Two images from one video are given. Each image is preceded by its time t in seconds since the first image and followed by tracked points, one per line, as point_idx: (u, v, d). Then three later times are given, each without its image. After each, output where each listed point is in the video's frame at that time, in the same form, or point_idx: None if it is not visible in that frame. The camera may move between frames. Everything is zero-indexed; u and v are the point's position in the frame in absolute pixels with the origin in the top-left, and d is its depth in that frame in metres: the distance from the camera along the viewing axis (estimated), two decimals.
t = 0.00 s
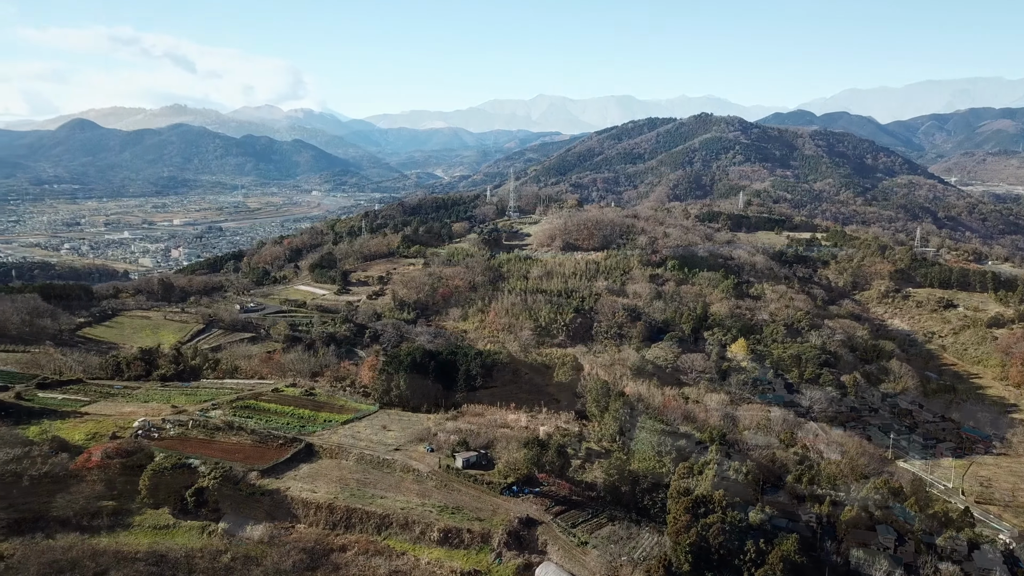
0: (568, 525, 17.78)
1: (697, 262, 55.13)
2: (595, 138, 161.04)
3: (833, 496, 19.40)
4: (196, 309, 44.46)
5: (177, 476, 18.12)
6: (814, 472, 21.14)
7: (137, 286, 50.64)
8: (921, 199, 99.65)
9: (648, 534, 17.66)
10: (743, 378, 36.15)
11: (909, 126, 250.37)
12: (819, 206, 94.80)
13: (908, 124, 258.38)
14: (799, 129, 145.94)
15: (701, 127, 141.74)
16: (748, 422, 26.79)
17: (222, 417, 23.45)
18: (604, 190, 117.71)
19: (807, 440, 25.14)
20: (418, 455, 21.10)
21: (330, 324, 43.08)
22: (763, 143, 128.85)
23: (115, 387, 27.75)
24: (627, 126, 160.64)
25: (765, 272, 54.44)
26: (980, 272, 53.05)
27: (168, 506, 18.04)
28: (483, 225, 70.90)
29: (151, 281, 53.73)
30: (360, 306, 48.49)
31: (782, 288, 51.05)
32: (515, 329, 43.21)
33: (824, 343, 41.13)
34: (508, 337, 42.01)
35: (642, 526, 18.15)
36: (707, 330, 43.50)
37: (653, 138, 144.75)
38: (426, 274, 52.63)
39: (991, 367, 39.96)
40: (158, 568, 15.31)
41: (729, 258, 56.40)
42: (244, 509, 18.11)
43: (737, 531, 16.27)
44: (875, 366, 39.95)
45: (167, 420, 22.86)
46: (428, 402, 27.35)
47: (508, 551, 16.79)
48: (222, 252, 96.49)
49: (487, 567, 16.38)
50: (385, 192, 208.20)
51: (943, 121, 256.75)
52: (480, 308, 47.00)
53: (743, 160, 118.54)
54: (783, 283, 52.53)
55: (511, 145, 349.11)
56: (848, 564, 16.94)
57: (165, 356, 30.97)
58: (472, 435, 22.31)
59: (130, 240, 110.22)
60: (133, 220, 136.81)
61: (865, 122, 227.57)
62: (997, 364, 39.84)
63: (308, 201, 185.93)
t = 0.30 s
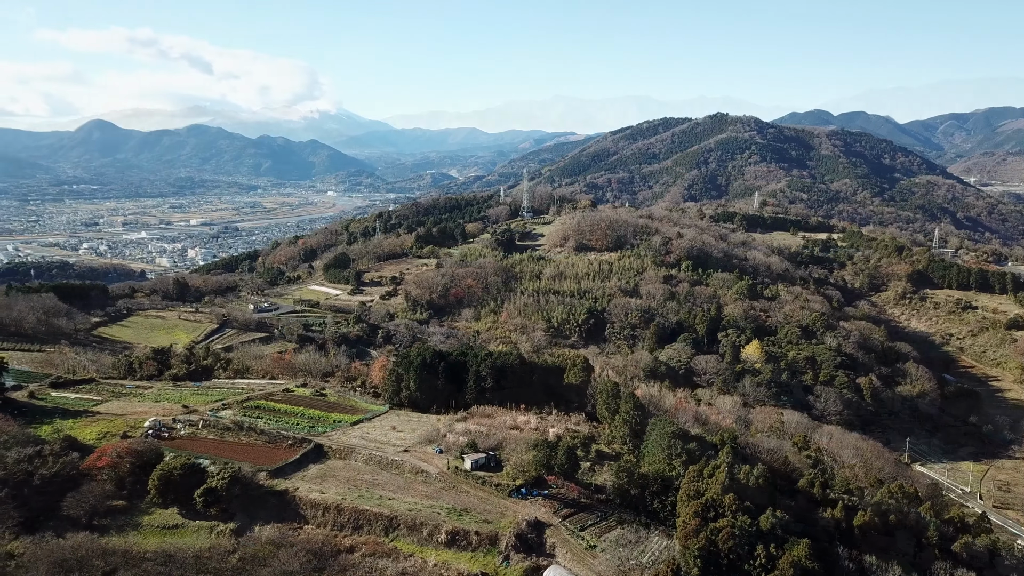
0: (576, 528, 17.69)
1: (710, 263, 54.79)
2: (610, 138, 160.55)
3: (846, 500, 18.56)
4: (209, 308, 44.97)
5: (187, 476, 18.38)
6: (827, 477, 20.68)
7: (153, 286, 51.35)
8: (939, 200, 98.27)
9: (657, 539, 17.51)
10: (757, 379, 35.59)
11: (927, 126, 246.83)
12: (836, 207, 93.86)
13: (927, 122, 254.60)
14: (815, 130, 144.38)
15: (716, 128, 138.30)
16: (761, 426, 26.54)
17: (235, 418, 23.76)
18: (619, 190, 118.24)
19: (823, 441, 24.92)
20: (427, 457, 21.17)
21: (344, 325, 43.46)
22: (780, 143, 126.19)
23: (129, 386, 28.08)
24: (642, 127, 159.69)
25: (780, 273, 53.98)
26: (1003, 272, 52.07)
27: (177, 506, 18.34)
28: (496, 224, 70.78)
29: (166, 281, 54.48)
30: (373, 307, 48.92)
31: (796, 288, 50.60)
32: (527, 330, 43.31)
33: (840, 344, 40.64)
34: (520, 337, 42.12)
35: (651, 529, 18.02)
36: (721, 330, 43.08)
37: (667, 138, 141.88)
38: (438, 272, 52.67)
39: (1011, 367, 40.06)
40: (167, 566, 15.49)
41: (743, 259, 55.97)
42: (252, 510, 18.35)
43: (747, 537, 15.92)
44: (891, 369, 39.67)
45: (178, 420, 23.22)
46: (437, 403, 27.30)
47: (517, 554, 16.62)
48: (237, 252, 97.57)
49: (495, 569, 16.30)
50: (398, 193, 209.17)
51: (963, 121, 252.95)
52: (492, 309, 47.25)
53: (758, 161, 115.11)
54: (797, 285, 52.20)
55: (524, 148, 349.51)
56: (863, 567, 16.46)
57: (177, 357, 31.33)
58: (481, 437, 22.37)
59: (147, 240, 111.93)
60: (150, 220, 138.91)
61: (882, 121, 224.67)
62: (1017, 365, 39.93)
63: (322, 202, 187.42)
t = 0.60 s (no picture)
0: (584, 530, 17.61)
1: (724, 264, 54.38)
2: (625, 138, 159.96)
3: (859, 505, 18.13)
4: (224, 307, 45.36)
5: (196, 475, 18.54)
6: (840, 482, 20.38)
7: (168, 285, 51.87)
8: (958, 200, 96.84)
9: (665, 541, 17.43)
10: (771, 381, 35.20)
11: (947, 125, 243.09)
12: (853, 207, 92.76)
13: (946, 122, 250.83)
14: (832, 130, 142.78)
15: (733, 128, 136.53)
16: (774, 429, 26.27)
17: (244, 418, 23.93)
18: (633, 190, 118.22)
19: (837, 444, 24.64)
20: (435, 458, 21.22)
21: (357, 325, 43.75)
22: (797, 143, 124.65)
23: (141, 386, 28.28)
24: (657, 127, 158.70)
25: (795, 274, 53.46)
26: None
27: (186, 506, 18.49)
28: (509, 224, 70.67)
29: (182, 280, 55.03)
30: (386, 307, 49.13)
31: (811, 289, 50.13)
32: (540, 331, 43.32)
33: (855, 346, 40.16)
34: (533, 337, 42.12)
35: (660, 532, 17.93)
36: (734, 332, 42.75)
37: (682, 138, 140.78)
38: (451, 272, 52.78)
39: None
40: (174, 566, 15.60)
41: (758, 259, 55.46)
42: (260, 510, 18.48)
43: (756, 542, 15.76)
44: (908, 372, 39.24)
45: (188, 420, 23.45)
46: (446, 403, 27.30)
47: (523, 556, 16.53)
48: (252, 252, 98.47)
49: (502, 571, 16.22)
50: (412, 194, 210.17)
51: (983, 121, 249.06)
52: (505, 309, 47.39)
53: (774, 160, 113.68)
54: (812, 286, 51.71)
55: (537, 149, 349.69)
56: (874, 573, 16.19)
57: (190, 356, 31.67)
58: (490, 438, 22.37)
59: (165, 239, 113.47)
60: (168, 220, 140.78)
61: (901, 121, 221.59)
62: None
63: (337, 202, 188.96)
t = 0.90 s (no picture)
0: (591, 534, 17.52)
1: (738, 264, 54.00)
2: (639, 138, 159.41)
3: (870, 509, 17.88)
4: (238, 307, 45.69)
5: (204, 475, 18.67)
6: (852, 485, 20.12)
7: (182, 285, 52.30)
8: (977, 201, 95.44)
9: (675, 546, 17.33)
10: (785, 383, 34.84)
11: (966, 125, 239.75)
12: (869, 208, 91.74)
13: (965, 121, 247.28)
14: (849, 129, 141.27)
15: (748, 128, 135.31)
16: (786, 431, 26.01)
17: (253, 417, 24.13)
18: (648, 190, 118.01)
19: (849, 446, 24.42)
20: (443, 459, 21.26)
21: (369, 325, 43.98)
22: (812, 143, 123.41)
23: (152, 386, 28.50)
24: (672, 127, 157.86)
25: (810, 275, 52.94)
26: None
27: (193, 506, 18.61)
28: (522, 225, 70.59)
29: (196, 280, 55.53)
30: (399, 307, 49.38)
31: (826, 290, 49.60)
32: (552, 331, 43.30)
33: (870, 348, 39.71)
34: (544, 337, 42.10)
35: (668, 536, 17.84)
36: (748, 333, 42.46)
37: (696, 138, 140.01)
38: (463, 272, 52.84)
39: None
40: (182, 566, 15.71)
41: (772, 260, 55.00)
42: (267, 511, 18.57)
43: (765, 547, 15.63)
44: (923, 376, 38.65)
45: (197, 420, 23.64)
46: (454, 404, 27.31)
47: (530, 560, 16.43)
48: (267, 251, 99.25)
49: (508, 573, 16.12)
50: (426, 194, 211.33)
51: (1003, 121, 245.29)
52: (517, 309, 47.44)
53: (790, 160, 112.55)
54: (827, 287, 51.19)
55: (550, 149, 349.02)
56: None
57: (201, 356, 31.96)
58: (498, 440, 22.35)
59: (181, 239, 114.80)
60: (184, 220, 142.35)
61: (919, 121, 218.85)
62: None
63: (351, 202, 190.04)
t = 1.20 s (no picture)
0: (598, 537, 17.43)
1: (751, 264, 53.62)
2: (653, 138, 158.95)
3: (882, 514, 17.59)
4: (250, 307, 46.10)
5: (210, 475, 18.81)
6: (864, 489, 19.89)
7: (196, 285, 52.88)
8: (995, 202, 94.02)
9: (682, 550, 17.23)
10: (798, 385, 34.51)
11: (985, 125, 236.45)
12: (885, 208, 90.74)
13: (984, 120, 243.65)
14: (865, 129, 139.81)
15: (762, 128, 134.20)
16: (798, 434, 25.75)
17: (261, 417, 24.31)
18: (662, 190, 117.66)
19: (862, 448, 24.16)
20: (449, 460, 21.27)
21: (380, 325, 44.15)
22: (827, 143, 122.18)
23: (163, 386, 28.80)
24: (686, 127, 157.03)
25: (824, 276, 52.39)
26: None
27: (200, 506, 18.75)
28: (534, 225, 70.50)
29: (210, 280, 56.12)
30: (410, 307, 49.61)
31: (839, 291, 49.14)
32: (563, 332, 43.23)
33: (884, 350, 39.23)
34: (556, 338, 42.01)
35: (675, 539, 17.73)
36: (760, 335, 42.12)
37: (710, 138, 139.33)
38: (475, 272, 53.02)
39: None
40: (187, 565, 15.80)
41: (786, 261, 54.52)
42: (273, 511, 18.67)
43: (772, 552, 15.47)
44: (939, 378, 38.15)
45: (205, 420, 23.85)
46: (461, 405, 27.32)
47: (537, 563, 16.43)
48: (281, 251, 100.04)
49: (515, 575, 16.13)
50: (445, 194, 212.53)
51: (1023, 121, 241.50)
52: (528, 310, 47.45)
53: (805, 160, 111.51)
54: (841, 288, 50.70)
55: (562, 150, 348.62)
56: None
57: (211, 356, 32.20)
58: (506, 441, 22.34)
59: (197, 239, 116.02)
60: (199, 220, 143.81)
61: (936, 121, 216.10)
62: None
63: (364, 203, 191.01)
